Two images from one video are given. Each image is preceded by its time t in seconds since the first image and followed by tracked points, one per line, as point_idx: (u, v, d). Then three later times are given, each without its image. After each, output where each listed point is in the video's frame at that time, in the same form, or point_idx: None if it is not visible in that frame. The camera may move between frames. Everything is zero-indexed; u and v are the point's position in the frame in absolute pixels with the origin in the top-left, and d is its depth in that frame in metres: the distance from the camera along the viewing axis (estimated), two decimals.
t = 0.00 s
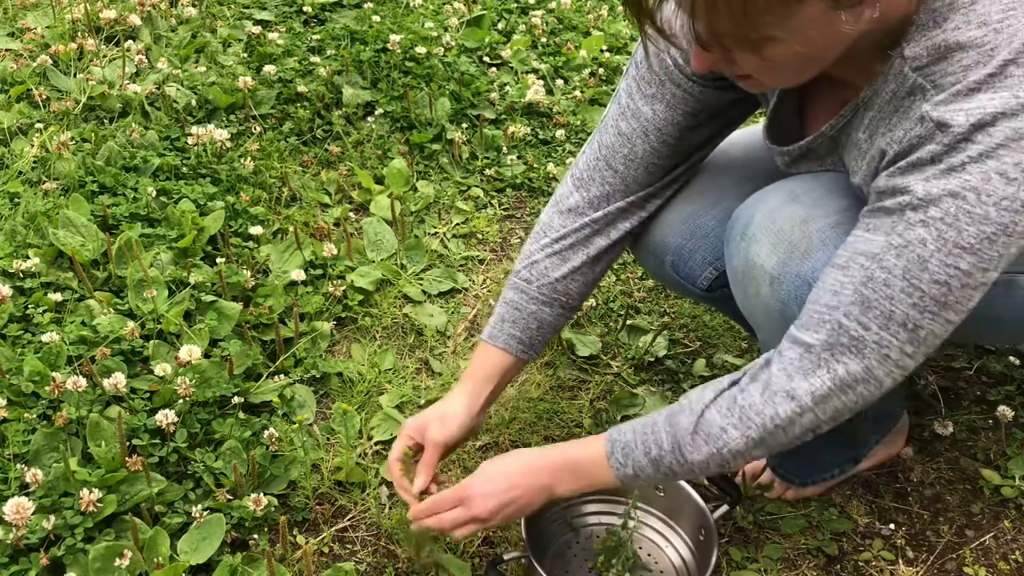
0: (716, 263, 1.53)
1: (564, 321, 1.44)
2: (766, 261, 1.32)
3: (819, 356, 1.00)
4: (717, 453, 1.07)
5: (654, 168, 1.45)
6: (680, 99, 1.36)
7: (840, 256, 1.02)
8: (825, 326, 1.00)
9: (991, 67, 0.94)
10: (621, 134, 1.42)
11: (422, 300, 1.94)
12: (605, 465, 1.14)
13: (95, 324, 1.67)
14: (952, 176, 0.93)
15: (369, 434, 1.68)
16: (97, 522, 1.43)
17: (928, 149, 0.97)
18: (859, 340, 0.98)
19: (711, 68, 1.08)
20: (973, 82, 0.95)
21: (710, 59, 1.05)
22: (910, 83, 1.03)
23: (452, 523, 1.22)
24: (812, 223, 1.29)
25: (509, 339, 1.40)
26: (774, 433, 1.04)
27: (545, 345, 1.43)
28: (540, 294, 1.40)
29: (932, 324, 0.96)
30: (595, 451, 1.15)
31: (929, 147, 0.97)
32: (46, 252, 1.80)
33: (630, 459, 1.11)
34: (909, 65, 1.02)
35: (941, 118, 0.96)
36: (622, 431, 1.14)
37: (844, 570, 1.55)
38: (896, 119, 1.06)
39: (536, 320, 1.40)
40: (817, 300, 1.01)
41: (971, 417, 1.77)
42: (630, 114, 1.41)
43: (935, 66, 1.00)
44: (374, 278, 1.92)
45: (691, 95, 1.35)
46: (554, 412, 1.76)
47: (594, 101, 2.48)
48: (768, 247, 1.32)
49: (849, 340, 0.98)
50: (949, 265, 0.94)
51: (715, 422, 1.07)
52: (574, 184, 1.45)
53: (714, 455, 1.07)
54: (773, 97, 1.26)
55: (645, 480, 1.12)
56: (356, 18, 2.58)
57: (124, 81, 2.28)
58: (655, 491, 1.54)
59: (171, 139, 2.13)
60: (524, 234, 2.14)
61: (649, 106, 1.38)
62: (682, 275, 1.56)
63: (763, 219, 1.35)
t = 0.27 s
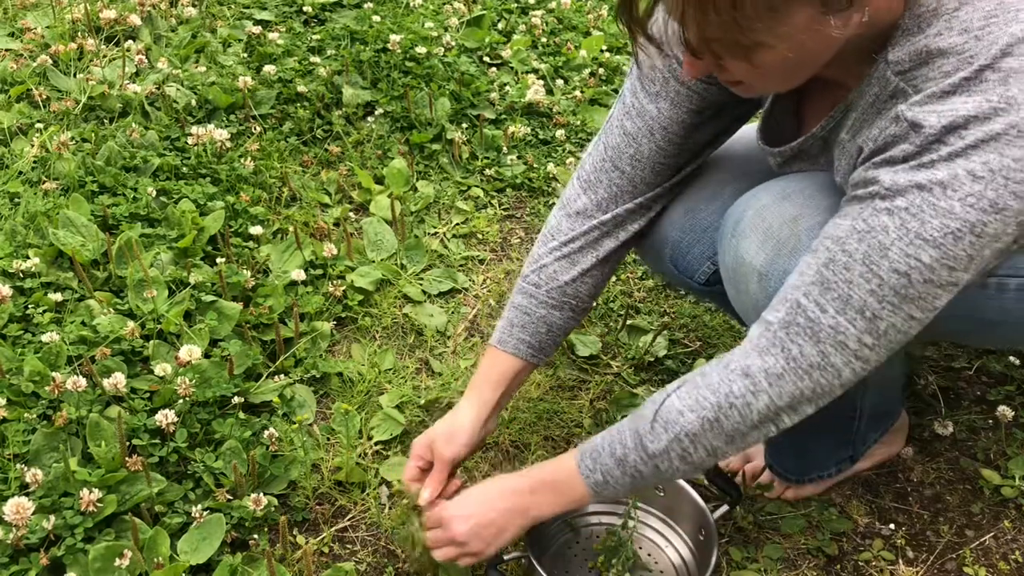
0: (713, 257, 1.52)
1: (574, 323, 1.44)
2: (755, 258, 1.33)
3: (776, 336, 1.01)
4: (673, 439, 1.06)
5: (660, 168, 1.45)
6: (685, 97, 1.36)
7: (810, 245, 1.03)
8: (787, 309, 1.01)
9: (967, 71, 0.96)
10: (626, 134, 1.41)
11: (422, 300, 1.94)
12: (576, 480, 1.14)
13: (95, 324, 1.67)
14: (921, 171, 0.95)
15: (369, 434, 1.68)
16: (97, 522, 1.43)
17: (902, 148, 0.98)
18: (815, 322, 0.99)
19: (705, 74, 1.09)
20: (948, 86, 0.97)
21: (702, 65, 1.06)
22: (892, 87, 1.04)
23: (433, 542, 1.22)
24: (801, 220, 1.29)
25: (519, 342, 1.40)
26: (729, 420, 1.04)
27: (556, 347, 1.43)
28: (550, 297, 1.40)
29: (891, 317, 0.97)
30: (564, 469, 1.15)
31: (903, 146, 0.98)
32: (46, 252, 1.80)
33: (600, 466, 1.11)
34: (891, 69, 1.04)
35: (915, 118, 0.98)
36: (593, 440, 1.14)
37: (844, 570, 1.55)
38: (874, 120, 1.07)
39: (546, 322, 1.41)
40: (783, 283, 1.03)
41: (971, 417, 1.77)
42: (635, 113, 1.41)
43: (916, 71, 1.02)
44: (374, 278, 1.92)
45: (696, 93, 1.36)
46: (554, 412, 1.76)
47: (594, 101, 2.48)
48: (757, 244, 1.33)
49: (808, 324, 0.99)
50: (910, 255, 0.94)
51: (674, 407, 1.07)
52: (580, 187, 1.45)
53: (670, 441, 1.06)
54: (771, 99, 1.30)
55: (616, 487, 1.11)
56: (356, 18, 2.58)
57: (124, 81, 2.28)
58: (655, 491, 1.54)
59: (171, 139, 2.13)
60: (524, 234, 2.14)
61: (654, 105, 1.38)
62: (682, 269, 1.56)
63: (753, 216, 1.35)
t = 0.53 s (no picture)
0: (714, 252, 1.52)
1: (576, 322, 1.44)
2: (747, 252, 1.33)
3: (765, 331, 1.04)
4: (659, 430, 1.09)
5: (665, 165, 1.45)
6: (691, 92, 1.36)
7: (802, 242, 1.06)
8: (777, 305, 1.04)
9: (965, 80, 0.97)
10: (632, 130, 1.41)
11: (422, 300, 1.94)
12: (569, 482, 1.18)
13: (95, 324, 1.67)
14: (914, 177, 0.97)
15: (369, 434, 1.68)
16: (97, 522, 1.43)
17: (897, 153, 1.01)
18: (803, 320, 1.02)
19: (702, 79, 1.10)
20: (945, 94, 0.98)
21: (700, 71, 1.07)
22: (891, 92, 1.06)
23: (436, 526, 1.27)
24: (795, 216, 1.28)
25: (522, 340, 1.40)
26: (714, 412, 1.07)
27: (557, 345, 1.43)
28: (553, 295, 1.40)
29: (879, 320, 1.00)
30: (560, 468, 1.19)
31: (898, 151, 1.01)
32: (46, 252, 1.80)
33: (589, 461, 1.15)
34: (890, 75, 1.05)
35: (910, 124, 1.00)
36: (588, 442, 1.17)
37: (844, 570, 1.55)
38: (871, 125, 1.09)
39: (549, 321, 1.41)
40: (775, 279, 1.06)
41: (971, 417, 1.77)
42: (640, 109, 1.40)
43: (915, 78, 1.03)
44: (374, 278, 1.92)
45: (701, 89, 1.36)
46: (554, 412, 1.76)
47: (594, 101, 2.48)
48: (749, 238, 1.33)
49: (796, 321, 1.02)
50: (900, 260, 0.97)
51: (661, 399, 1.10)
52: (585, 183, 1.45)
53: (657, 432, 1.09)
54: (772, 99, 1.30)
55: (604, 484, 1.15)
56: (356, 18, 2.58)
57: (124, 81, 2.28)
58: (655, 491, 1.54)
59: (171, 139, 2.13)
60: (524, 234, 2.14)
61: (660, 101, 1.38)
62: (681, 264, 1.56)
63: (746, 211, 1.35)
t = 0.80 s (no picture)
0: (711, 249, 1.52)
1: (575, 322, 1.45)
2: (739, 249, 1.33)
3: (755, 328, 1.04)
4: (650, 428, 1.10)
5: (669, 164, 1.44)
6: (694, 89, 1.36)
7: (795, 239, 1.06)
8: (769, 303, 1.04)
9: (961, 82, 0.97)
10: (634, 128, 1.41)
11: (422, 300, 1.94)
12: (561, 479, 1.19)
13: (95, 324, 1.67)
14: (907, 177, 0.98)
15: (369, 434, 1.68)
16: (97, 522, 1.43)
17: (891, 152, 1.01)
18: (793, 318, 1.02)
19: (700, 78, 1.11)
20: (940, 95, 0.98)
21: (696, 70, 1.07)
22: (888, 93, 1.05)
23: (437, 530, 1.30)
24: (787, 213, 1.29)
25: (518, 339, 1.41)
26: (704, 409, 1.07)
27: (557, 346, 1.44)
28: (551, 294, 1.41)
29: (870, 319, 1.00)
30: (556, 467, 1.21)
31: (892, 150, 1.01)
32: (46, 252, 1.80)
33: (584, 460, 1.17)
34: (887, 75, 1.05)
35: (904, 124, 1.00)
36: (587, 440, 1.18)
37: (844, 570, 1.55)
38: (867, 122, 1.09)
39: (548, 320, 1.41)
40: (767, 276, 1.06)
41: (971, 417, 1.77)
42: (643, 106, 1.40)
43: (912, 79, 1.03)
44: (374, 278, 1.92)
45: (703, 86, 1.35)
46: (554, 412, 1.76)
47: (594, 101, 2.48)
48: (742, 235, 1.33)
49: (787, 319, 1.02)
50: (891, 259, 0.97)
51: (653, 397, 1.11)
52: (587, 181, 1.45)
53: (648, 430, 1.10)
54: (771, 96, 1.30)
55: (599, 484, 1.16)
56: (356, 18, 2.58)
57: (124, 81, 2.28)
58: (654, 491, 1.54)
59: (171, 139, 2.13)
60: (524, 234, 2.14)
61: (663, 99, 1.38)
62: (680, 261, 1.56)
63: (740, 207, 1.35)
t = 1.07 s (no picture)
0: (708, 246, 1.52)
1: (579, 299, 1.46)
2: (738, 246, 1.33)
3: (751, 326, 1.04)
4: (646, 428, 1.09)
5: (676, 146, 1.44)
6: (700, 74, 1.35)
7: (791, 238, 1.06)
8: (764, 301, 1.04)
9: (959, 81, 0.97)
10: (640, 110, 1.41)
11: (422, 300, 1.94)
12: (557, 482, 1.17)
13: (95, 324, 1.67)
14: (902, 172, 0.98)
15: (369, 434, 1.68)
16: (97, 522, 1.43)
17: (886, 149, 1.01)
18: (788, 315, 1.02)
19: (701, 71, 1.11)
20: (938, 94, 0.99)
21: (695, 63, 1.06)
22: (886, 90, 1.06)
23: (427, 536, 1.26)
24: (786, 211, 1.29)
25: (525, 315, 1.42)
26: (698, 408, 1.07)
27: (561, 323, 1.46)
28: (556, 272, 1.42)
29: (865, 317, 1.00)
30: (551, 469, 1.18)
31: (888, 147, 1.01)
32: (46, 252, 1.80)
33: (578, 461, 1.15)
34: (886, 72, 1.05)
35: (901, 122, 1.01)
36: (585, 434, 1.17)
37: (844, 570, 1.55)
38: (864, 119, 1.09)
39: (554, 297, 1.42)
40: (763, 275, 1.06)
41: (971, 417, 1.77)
42: (649, 89, 1.40)
43: (911, 77, 1.03)
44: (374, 278, 1.92)
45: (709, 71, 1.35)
46: (554, 412, 1.76)
47: (594, 101, 2.48)
48: (740, 232, 1.33)
49: (783, 317, 1.02)
50: (885, 256, 0.97)
51: (648, 396, 1.10)
52: (593, 161, 1.45)
53: (644, 430, 1.09)
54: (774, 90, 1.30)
55: (593, 484, 1.14)
56: (356, 18, 2.58)
57: (124, 81, 2.28)
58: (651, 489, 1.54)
59: (171, 139, 2.13)
60: (524, 234, 2.14)
61: (668, 82, 1.37)
62: (676, 259, 1.57)
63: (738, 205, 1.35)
